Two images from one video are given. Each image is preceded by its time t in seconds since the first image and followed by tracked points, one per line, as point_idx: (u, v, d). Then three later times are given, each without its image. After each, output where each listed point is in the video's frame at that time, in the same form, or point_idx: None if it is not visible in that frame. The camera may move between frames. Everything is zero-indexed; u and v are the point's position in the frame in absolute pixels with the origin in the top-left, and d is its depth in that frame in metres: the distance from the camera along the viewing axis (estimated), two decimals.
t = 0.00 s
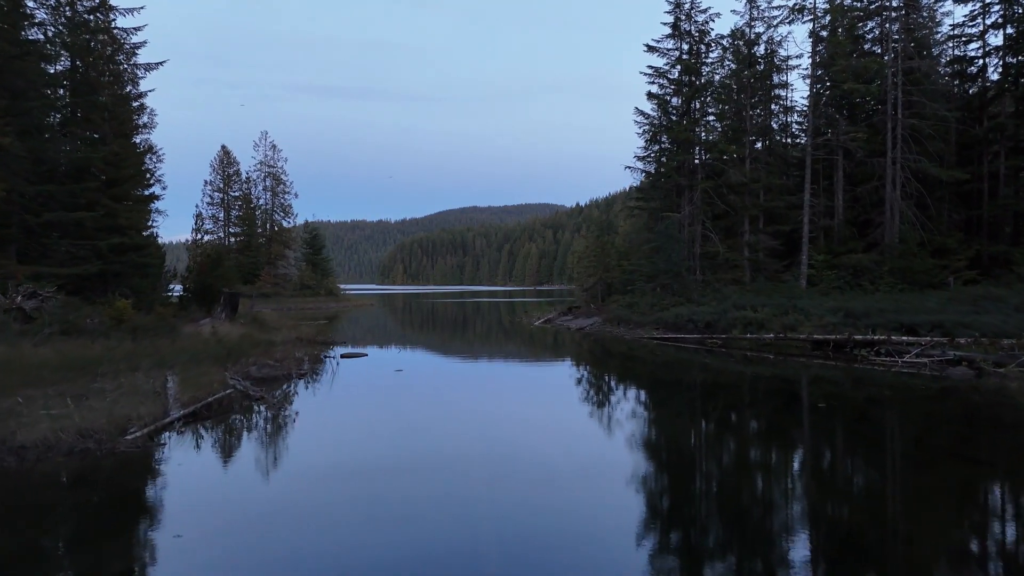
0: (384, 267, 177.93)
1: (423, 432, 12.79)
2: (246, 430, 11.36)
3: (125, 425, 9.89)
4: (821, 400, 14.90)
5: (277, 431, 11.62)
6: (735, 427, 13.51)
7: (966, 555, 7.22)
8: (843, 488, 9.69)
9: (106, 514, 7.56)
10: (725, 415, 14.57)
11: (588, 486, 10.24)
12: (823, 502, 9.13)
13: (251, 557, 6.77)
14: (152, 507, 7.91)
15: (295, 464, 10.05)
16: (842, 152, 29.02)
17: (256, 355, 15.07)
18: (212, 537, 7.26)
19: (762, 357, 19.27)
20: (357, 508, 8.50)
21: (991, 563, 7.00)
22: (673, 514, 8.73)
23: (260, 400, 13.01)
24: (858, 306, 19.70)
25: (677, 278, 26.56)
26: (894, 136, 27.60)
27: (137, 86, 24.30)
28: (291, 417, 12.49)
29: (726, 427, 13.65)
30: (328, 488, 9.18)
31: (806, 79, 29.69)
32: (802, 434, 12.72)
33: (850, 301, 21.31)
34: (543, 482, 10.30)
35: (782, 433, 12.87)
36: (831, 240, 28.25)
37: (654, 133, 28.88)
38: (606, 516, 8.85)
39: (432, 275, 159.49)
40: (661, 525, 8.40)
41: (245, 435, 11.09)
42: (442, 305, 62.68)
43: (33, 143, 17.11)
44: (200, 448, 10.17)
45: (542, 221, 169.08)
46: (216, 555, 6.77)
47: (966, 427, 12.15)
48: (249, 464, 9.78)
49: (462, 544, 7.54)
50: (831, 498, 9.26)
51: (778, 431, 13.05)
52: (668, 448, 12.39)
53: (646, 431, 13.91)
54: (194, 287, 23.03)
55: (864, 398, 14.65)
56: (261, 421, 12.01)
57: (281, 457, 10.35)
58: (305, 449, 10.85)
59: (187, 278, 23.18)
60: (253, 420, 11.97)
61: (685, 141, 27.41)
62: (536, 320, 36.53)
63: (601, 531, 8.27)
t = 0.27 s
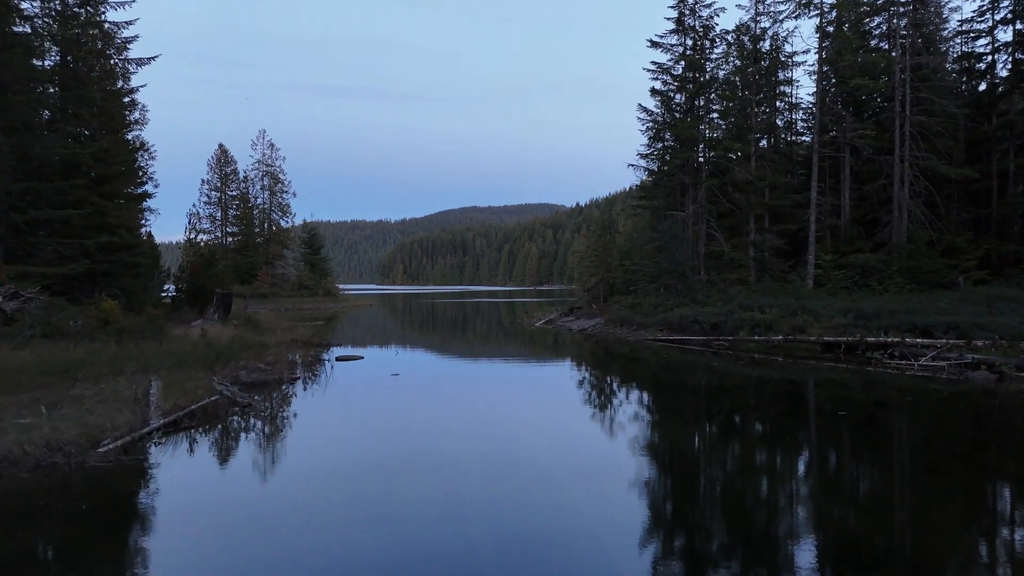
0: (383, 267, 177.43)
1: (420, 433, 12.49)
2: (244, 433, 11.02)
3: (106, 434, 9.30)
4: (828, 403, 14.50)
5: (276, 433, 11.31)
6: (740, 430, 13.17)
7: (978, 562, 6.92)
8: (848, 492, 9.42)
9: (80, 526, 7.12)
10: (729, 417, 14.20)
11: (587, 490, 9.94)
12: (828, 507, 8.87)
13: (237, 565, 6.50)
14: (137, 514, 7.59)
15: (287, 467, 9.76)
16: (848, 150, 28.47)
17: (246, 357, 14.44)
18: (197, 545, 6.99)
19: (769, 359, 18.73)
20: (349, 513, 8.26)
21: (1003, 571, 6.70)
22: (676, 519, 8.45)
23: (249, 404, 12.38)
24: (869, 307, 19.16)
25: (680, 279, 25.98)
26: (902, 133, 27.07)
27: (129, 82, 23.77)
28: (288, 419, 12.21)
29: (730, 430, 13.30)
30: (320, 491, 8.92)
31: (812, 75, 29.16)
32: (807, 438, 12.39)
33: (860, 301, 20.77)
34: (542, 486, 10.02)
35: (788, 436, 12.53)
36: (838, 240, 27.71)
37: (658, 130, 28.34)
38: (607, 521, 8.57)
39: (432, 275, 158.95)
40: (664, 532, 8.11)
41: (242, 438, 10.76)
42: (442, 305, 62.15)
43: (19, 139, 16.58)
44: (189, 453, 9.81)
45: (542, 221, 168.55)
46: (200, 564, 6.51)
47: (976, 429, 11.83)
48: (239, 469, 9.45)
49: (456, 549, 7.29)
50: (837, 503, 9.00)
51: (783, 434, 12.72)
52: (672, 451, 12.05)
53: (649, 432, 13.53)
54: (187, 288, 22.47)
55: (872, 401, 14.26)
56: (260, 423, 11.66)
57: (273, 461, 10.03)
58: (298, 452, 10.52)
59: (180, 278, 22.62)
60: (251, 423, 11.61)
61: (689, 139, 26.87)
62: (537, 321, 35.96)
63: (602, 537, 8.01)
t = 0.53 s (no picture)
0: (383, 267, 176.90)
1: (417, 434, 12.22)
2: (242, 432, 10.80)
3: (77, 447, 8.64)
4: (836, 406, 14.12)
5: (275, 434, 11.10)
6: (745, 432, 12.85)
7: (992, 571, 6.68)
8: (855, 497, 9.17)
9: (51, 538, 6.68)
10: (733, 419, 13.87)
11: (589, 492, 9.67)
12: (835, 512, 8.64)
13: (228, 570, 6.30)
14: (119, 519, 7.26)
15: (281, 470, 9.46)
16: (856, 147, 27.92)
17: (236, 361, 13.81)
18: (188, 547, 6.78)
19: (777, 361, 18.19)
20: (344, 516, 8.02)
21: None
22: (680, 522, 8.24)
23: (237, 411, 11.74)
24: (881, 307, 18.60)
25: (685, 279, 25.40)
26: (910, 130, 26.52)
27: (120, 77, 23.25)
28: (287, 420, 12.00)
29: (735, 432, 12.97)
30: (314, 494, 8.68)
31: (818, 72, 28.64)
32: (814, 442, 12.07)
33: (870, 302, 20.20)
34: (542, 487, 9.77)
35: (794, 440, 12.22)
36: (845, 239, 27.15)
37: (661, 127, 27.79)
38: (609, 525, 8.31)
39: (432, 275, 158.44)
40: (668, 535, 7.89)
41: (242, 438, 10.53)
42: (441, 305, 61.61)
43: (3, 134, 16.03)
44: (178, 456, 9.47)
45: (542, 221, 168.03)
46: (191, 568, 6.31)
47: (986, 434, 11.54)
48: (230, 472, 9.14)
49: (455, 553, 7.06)
50: (845, 508, 8.75)
51: (789, 437, 12.41)
52: (676, 453, 11.75)
53: (652, 434, 13.18)
54: (179, 287, 21.92)
55: (881, 404, 13.88)
56: (258, 424, 11.44)
57: (265, 463, 9.72)
58: (291, 455, 10.20)
59: (172, 277, 22.06)
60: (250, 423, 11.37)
61: (693, 135, 26.33)
62: (537, 322, 35.38)
63: (604, 541, 7.75)
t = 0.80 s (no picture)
0: (383, 267, 176.40)
1: (414, 437, 11.99)
2: (237, 432, 10.74)
3: (52, 456, 8.12)
4: (844, 409, 13.77)
5: (271, 436, 11.03)
6: (749, 435, 12.61)
7: None
8: (862, 502, 8.94)
9: (22, 551, 6.31)
10: (737, 423, 13.59)
11: (590, 497, 9.44)
12: (841, 517, 8.42)
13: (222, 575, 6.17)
14: (98, 527, 6.95)
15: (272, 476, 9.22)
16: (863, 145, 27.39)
17: (226, 365, 13.24)
18: (182, 552, 6.68)
19: (784, 364, 17.70)
20: (339, 521, 7.84)
21: None
22: (683, 527, 8.08)
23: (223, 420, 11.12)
24: (893, 308, 18.05)
25: (689, 279, 24.85)
26: (918, 127, 25.99)
27: (111, 72, 22.74)
28: (285, 421, 11.91)
29: (739, 436, 12.68)
30: (308, 498, 8.50)
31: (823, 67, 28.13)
32: (821, 446, 11.79)
33: (881, 303, 19.64)
34: (541, 492, 9.56)
35: (800, 444, 11.94)
36: (852, 238, 26.61)
37: (665, 124, 27.28)
38: (611, 531, 8.09)
39: (432, 275, 157.93)
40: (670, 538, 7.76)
41: (239, 440, 10.47)
42: (441, 305, 61.13)
43: None
44: (166, 463, 9.18)
45: (542, 221, 167.51)
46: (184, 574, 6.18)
47: (998, 437, 11.23)
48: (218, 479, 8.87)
49: (451, 561, 6.86)
50: (852, 513, 8.52)
51: (794, 441, 12.14)
52: (678, 456, 11.49)
53: (655, 438, 12.88)
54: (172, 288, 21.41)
55: (890, 407, 13.52)
56: (254, 426, 11.40)
57: (257, 469, 9.46)
58: (284, 460, 9.94)
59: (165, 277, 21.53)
60: (246, 424, 11.38)
61: (698, 132, 25.80)
62: (538, 323, 34.84)
63: (605, 547, 7.53)
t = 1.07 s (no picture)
0: (382, 267, 175.87)
1: (410, 439, 11.69)
2: (231, 439, 10.33)
3: (20, 470, 7.55)
4: (852, 412, 13.37)
5: (268, 438, 10.74)
6: (755, 437, 12.27)
7: None
8: (870, 505, 8.65)
9: None
10: (741, 424, 13.25)
11: (590, 499, 9.16)
12: (848, 520, 8.14)
13: None
14: (79, 540, 6.67)
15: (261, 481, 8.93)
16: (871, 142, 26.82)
17: (213, 370, 12.63)
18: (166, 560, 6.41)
19: (793, 367, 17.13)
20: (331, 526, 7.58)
21: None
22: (687, 530, 7.79)
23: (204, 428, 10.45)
24: (905, 309, 17.45)
25: (694, 279, 24.25)
26: (927, 124, 25.42)
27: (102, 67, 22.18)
28: (284, 422, 11.66)
29: (744, 438, 12.34)
30: (300, 502, 8.23)
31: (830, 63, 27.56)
32: (828, 449, 11.44)
33: (893, 304, 19.04)
34: (539, 493, 9.29)
35: (806, 446, 11.60)
36: (860, 237, 26.03)
37: (668, 121, 26.71)
38: (611, 534, 7.81)
39: (432, 275, 157.36)
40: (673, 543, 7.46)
41: (236, 443, 10.22)
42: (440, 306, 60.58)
43: None
44: (150, 469, 8.85)
45: (542, 221, 166.90)
46: None
47: (1010, 440, 10.91)
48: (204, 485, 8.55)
49: (445, 567, 6.60)
50: (860, 516, 8.23)
51: (800, 442, 11.81)
52: (680, 458, 11.18)
53: (658, 439, 12.51)
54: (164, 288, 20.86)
55: (903, 411, 13.07)
56: (252, 429, 11.14)
57: (246, 473, 9.15)
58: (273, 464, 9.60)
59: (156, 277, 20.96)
60: (244, 426, 11.14)
61: (702, 129, 25.24)
62: (539, 324, 34.23)
63: (606, 552, 7.25)
